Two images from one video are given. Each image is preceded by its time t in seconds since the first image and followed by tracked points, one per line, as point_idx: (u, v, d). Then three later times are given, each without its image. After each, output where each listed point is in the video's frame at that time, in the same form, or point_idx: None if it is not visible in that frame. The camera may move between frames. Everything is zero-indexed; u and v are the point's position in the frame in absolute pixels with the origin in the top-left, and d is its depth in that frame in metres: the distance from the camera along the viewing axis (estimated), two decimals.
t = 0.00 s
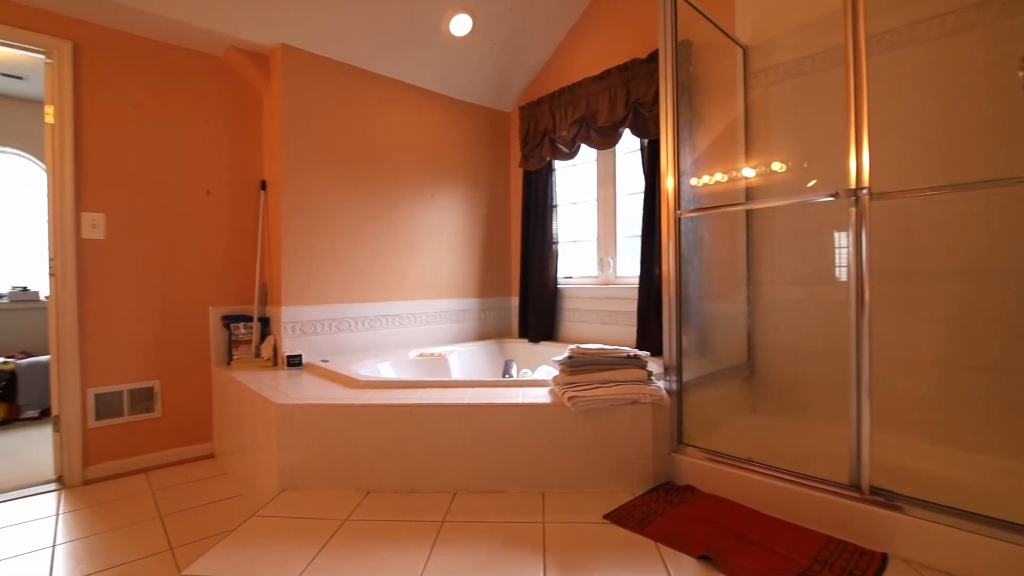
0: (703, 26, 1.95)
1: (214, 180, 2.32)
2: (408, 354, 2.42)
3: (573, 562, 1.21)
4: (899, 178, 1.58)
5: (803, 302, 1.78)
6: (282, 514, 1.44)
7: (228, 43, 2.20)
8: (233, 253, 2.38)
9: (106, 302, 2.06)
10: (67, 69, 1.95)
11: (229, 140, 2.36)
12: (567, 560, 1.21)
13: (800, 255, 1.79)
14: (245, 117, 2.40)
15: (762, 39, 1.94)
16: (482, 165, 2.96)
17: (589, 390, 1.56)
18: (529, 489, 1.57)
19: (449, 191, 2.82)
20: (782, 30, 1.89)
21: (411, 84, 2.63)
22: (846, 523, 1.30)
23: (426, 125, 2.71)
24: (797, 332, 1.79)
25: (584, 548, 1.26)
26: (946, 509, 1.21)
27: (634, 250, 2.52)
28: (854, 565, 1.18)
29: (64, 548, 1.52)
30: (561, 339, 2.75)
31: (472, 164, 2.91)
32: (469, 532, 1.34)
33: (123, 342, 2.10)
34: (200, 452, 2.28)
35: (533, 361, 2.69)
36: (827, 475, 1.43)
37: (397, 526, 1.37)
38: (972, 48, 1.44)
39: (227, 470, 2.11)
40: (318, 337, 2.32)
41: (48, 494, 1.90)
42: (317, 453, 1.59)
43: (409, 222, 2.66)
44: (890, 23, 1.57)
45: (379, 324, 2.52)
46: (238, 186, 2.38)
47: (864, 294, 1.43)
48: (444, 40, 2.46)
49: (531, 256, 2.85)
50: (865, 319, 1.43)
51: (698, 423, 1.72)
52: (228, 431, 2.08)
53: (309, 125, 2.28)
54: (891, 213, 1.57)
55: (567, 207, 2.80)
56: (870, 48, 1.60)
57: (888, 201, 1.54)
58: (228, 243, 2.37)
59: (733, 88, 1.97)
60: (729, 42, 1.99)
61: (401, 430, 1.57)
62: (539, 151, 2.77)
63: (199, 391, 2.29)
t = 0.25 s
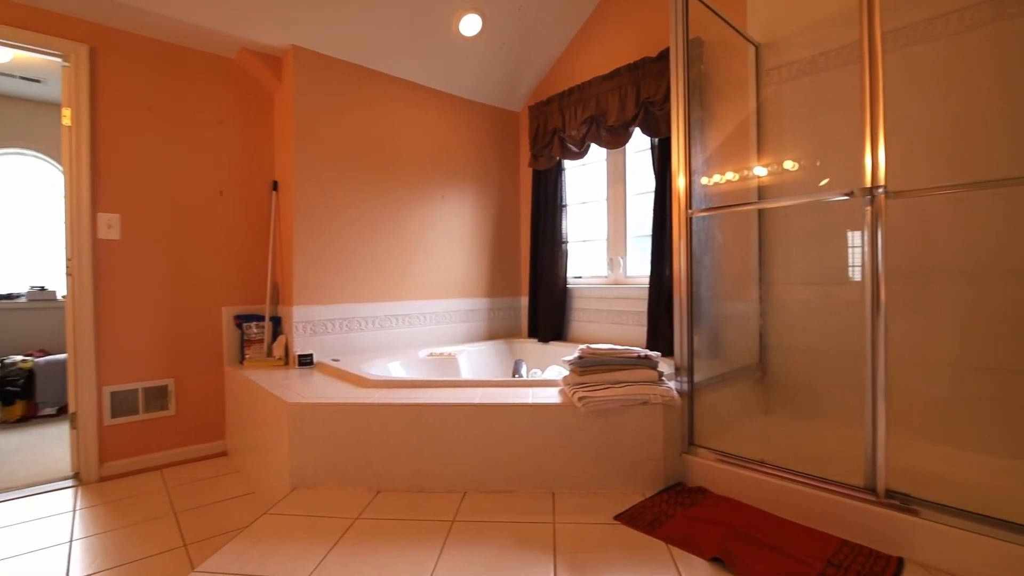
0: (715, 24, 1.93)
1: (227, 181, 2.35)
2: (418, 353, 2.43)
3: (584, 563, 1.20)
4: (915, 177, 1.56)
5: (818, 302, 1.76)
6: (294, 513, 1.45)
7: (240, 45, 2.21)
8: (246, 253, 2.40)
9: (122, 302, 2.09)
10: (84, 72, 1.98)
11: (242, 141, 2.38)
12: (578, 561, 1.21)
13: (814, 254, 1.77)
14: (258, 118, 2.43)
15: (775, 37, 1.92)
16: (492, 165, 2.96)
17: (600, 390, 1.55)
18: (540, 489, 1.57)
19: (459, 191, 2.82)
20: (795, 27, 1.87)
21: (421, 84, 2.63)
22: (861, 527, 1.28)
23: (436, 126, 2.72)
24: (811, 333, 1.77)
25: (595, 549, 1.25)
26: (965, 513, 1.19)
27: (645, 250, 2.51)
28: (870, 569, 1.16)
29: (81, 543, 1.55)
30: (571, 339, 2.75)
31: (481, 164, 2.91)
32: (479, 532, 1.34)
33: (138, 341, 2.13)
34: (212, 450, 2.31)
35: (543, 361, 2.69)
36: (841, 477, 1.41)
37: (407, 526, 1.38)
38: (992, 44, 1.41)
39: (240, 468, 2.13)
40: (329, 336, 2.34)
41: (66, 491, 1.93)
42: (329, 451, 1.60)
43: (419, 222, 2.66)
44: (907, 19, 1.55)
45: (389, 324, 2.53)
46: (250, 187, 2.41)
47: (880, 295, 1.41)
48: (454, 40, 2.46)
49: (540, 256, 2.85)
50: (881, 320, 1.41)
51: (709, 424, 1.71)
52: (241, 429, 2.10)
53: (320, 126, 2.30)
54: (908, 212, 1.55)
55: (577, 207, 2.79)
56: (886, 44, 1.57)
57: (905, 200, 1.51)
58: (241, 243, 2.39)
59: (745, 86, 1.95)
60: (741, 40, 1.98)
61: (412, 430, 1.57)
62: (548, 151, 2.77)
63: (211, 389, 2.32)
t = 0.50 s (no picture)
0: (726, 22, 1.91)
1: (239, 183, 2.37)
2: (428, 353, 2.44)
3: (594, 564, 1.20)
4: (932, 175, 1.53)
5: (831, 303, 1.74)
6: (306, 511, 1.47)
7: (252, 48, 2.24)
8: (258, 254, 2.43)
9: (137, 302, 2.12)
10: (100, 76, 2.01)
11: (254, 143, 2.41)
12: (589, 562, 1.21)
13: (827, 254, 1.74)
14: (269, 120, 2.45)
15: (787, 34, 1.90)
16: (501, 165, 2.96)
17: (610, 391, 1.55)
18: (550, 490, 1.57)
19: (468, 192, 2.83)
20: (808, 24, 1.84)
21: (430, 85, 2.64)
22: (876, 530, 1.27)
23: (445, 126, 2.72)
24: (824, 334, 1.75)
25: (605, 550, 1.25)
26: (986, 518, 1.16)
27: (655, 249, 2.50)
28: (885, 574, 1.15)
29: (97, 539, 1.57)
30: (581, 339, 2.74)
31: (491, 165, 2.91)
32: (489, 532, 1.34)
33: (153, 340, 2.16)
34: (225, 448, 2.33)
35: (553, 361, 2.68)
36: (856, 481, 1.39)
37: (418, 525, 1.38)
38: (1011, 39, 1.39)
39: (252, 466, 2.15)
40: (339, 336, 2.36)
41: (83, 487, 1.96)
42: (340, 451, 1.61)
43: (429, 222, 2.67)
44: (924, 15, 1.52)
45: (399, 324, 2.54)
46: (262, 188, 2.43)
47: (896, 295, 1.39)
48: (463, 41, 2.47)
49: (549, 256, 2.85)
50: (896, 321, 1.39)
51: (721, 426, 1.70)
52: (253, 428, 2.12)
53: (330, 128, 2.32)
54: (924, 211, 1.52)
55: (587, 207, 2.79)
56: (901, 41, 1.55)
57: (921, 199, 1.49)
58: (253, 244, 2.41)
59: (757, 84, 1.93)
60: (753, 38, 1.96)
61: (422, 429, 1.58)
62: (558, 151, 2.77)
63: (224, 388, 2.34)
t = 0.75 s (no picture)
0: (738, 20, 1.90)
1: (251, 184, 2.39)
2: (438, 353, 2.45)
3: (604, 566, 1.19)
4: (949, 175, 1.51)
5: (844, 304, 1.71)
6: (317, 510, 1.48)
7: (264, 50, 2.25)
8: (269, 254, 2.45)
9: (152, 301, 2.15)
10: (116, 79, 2.04)
11: (266, 144, 2.43)
12: (599, 564, 1.20)
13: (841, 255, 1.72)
14: (281, 121, 2.47)
15: (800, 33, 1.88)
16: (510, 165, 2.96)
17: (620, 392, 1.54)
18: (559, 491, 1.57)
19: (477, 192, 2.83)
20: (821, 22, 1.82)
21: (440, 86, 2.65)
22: (891, 535, 1.25)
23: (454, 127, 2.73)
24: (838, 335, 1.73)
25: (615, 553, 1.24)
26: (1010, 526, 1.14)
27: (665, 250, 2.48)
28: None
29: (113, 536, 1.60)
30: (590, 340, 2.73)
31: (500, 165, 2.91)
32: (499, 532, 1.34)
33: (168, 339, 2.19)
34: (237, 447, 2.36)
35: (562, 362, 2.68)
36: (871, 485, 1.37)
37: (428, 525, 1.39)
38: None
39: (264, 465, 2.17)
40: (350, 336, 2.37)
41: (99, 484, 1.99)
42: (351, 450, 1.62)
43: (438, 222, 2.68)
44: (941, 11, 1.49)
45: (409, 324, 2.55)
46: (274, 189, 2.45)
47: (911, 296, 1.37)
48: (473, 41, 2.47)
49: (559, 256, 2.84)
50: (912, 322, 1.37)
51: (733, 428, 1.69)
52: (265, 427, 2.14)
53: (341, 129, 2.33)
54: (941, 211, 1.50)
55: (596, 207, 2.78)
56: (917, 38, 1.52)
57: (937, 198, 1.46)
58: (265, 244, 2.43)
59: (769, 83, 1.91)
60: (765, 36, 1.94)
61: (432, 430, 1.58)
62: (567, 151, 2.76)
63: (236, 387, 2.37)
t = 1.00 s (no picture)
0: (750, 18, 1.88)
1: (264, 185, 2.42)
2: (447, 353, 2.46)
3: (616, 568, 1.19)
4: (967, 174, 1.48)
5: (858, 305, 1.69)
6: (329, 509, 1.49)
7: (276, 53, 2.27)
8: (280, 255, 2.47)
9: (166, 302, 2.18)
10: (131, 83, 2.07)
11: (278, 146, 2.45)
12: (610, 566, 1.20)
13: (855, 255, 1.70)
14: (293, 123, 2.49)
15: (813, 29, 1.85)
16: (520, 165, 2.96)
17: (631, 393, 1.53)
18: (570, 492, 1.56)
19: (487, 192, 2.83)
20: (836, 19, 1.79)
21: (450, 86, 2.65)
22: (908, 541, 1.24)
23: (464, 128, 2.73)
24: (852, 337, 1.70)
25: (626, 555, 1.24)
26: None
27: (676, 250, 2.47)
28: None
29: (128, 533, 1.62)
30: (600, 340, 2.72)
31: (509, 165, 2.92)
32: (510, 533, 1.34)
33: (182, 339, 2.22)
34: (249, 445, 2.38)
35: (572, 363, 2.67)
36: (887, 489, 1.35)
37: (439, 525, 1.39)
38: None
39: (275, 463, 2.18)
40: (361, 336, 2.38)
41: (114, 482, 2.02)
42: (362, 450, 1.63)
43: (448, 223, 2.68)
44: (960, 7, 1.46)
45: (419, 324, 2.56)
46: (286, 190, 2.47)
47: (929, 297, 1.36)
48: (483, 42, 2.47)
49: (569, 256, 2.84)
50: (929, 324, 1.35)
51: (745, 431, 1.68)
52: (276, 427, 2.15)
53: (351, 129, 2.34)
54: (959, 211, 1.47)
55: (606, 207, 2.77)
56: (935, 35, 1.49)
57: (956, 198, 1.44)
58: (277, 244, 2.45)
59: (782, 81, 1.89)
60: (778, 33, 1.91)
61: (443, 430, 1.59)
62: (577, 151, 2.75)
63: (248, 386, 2.39)
